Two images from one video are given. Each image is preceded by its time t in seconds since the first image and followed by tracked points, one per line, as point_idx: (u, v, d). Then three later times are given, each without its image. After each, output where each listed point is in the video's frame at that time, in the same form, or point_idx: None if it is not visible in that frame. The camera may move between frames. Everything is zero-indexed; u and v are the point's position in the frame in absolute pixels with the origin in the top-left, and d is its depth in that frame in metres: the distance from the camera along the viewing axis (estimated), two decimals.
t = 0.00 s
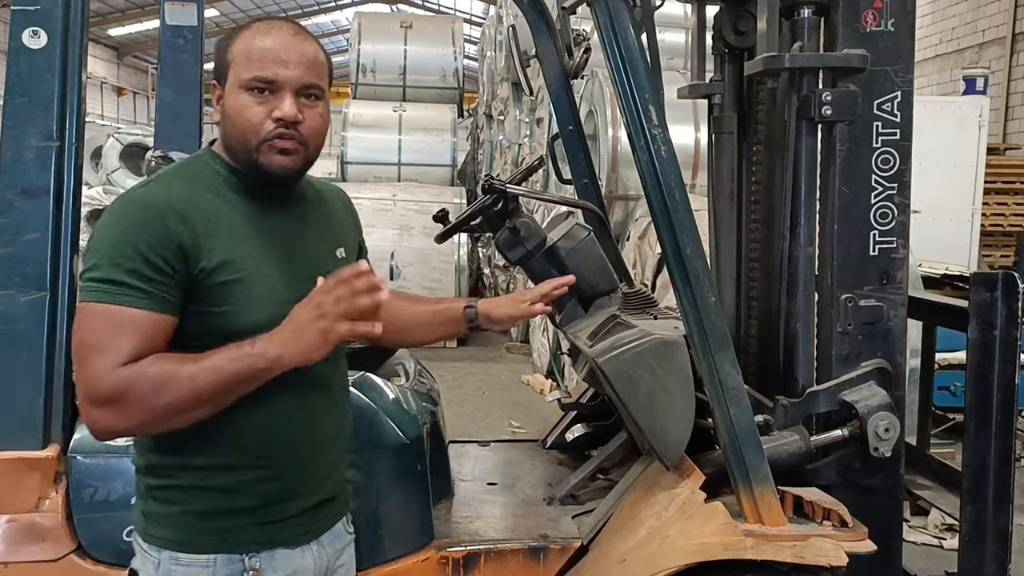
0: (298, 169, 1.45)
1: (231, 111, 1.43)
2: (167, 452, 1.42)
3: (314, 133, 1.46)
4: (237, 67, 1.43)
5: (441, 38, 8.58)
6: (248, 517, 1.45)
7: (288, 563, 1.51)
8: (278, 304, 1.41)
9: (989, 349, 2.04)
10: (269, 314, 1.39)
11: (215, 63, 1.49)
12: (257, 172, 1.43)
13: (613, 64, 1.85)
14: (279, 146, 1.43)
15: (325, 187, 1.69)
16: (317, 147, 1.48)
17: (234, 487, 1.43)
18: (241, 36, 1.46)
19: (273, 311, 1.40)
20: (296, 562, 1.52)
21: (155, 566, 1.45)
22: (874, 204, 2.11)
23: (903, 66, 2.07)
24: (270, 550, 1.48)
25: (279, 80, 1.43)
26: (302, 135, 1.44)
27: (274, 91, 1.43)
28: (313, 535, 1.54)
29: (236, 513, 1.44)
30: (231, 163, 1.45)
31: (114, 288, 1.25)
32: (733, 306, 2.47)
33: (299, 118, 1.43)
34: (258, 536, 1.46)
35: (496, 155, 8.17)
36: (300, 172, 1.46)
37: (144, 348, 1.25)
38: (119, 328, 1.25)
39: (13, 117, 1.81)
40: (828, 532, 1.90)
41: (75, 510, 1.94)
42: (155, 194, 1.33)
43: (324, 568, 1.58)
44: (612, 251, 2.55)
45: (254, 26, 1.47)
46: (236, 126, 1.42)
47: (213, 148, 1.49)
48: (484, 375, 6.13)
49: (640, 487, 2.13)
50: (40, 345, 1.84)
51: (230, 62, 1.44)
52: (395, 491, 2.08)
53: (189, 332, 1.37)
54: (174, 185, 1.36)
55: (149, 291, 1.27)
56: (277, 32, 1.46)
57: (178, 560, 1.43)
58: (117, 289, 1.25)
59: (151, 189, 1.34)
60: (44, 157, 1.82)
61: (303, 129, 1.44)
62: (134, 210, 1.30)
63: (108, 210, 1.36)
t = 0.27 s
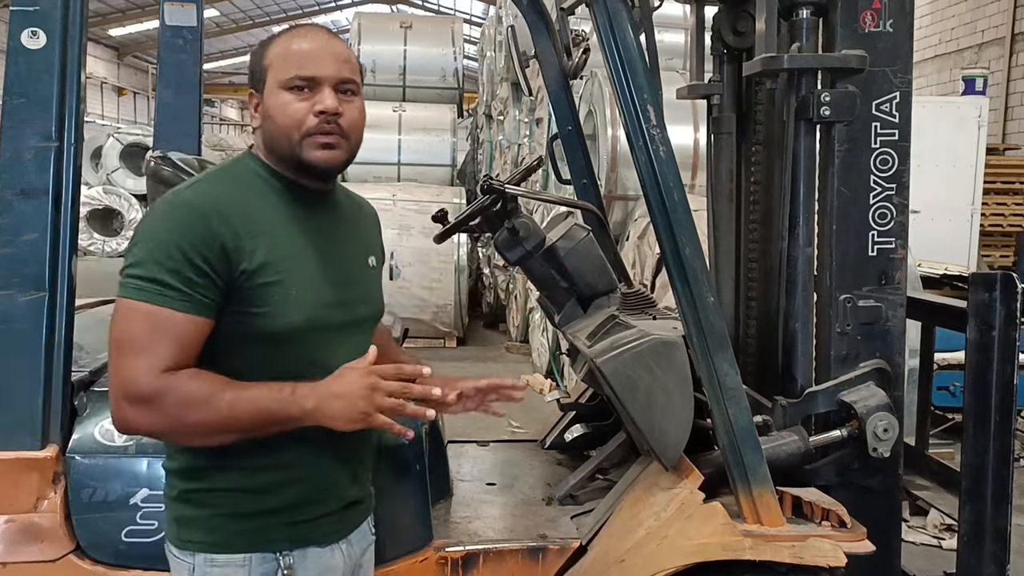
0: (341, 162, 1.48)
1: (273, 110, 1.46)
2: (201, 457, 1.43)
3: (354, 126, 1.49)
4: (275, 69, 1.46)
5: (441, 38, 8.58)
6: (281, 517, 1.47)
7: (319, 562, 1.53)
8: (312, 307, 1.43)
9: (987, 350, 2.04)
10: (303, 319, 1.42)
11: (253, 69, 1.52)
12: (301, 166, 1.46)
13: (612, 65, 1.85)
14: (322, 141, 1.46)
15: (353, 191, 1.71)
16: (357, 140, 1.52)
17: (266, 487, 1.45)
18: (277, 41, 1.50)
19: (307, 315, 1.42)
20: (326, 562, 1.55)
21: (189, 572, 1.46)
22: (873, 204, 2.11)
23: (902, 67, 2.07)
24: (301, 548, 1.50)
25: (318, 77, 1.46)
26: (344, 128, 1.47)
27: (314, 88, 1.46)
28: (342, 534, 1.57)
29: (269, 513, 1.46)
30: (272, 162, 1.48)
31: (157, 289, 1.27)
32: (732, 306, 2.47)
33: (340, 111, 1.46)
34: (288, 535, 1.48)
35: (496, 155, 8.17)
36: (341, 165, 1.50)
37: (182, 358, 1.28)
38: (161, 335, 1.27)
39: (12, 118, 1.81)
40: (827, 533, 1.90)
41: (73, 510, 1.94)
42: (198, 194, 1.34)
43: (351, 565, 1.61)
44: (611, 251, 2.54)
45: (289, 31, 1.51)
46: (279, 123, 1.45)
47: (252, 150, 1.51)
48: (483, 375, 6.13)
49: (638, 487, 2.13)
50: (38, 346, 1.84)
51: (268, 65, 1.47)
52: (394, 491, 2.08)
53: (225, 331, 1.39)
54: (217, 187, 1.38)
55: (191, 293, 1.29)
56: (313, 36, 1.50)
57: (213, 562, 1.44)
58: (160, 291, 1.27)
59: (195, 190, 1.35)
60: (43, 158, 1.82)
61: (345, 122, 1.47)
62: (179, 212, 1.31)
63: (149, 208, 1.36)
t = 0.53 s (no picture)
0: (358, 157, 1.52)
1: (290, 109, 1.49)
2: (220, 454, 1.47)
3: (369, 120, 1.53)
4: (291, 69, 1.49)
5: (440, 38, 8.58)
6: (297, 511, 1.50)
7: (336, 555, 1.57)
8: (330, 305, 1.45)
9: (986, 349, 2.04)
10: (320, 316, 1.44)
11: (267, 71, 1.55)
12: (320, 162, 1.49)
13: (610, 64, 1.85)
14: (339, 136, 1.50)
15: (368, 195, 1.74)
16: (372, 136, 1.55)
17: (285, 482, 1.48)
18: (290, 43, 1.53)
19: (325, 311, 1.45)
20: (342, 555, 1.58)
21: (210, 568, 1.48)
22: (872, 204, 2.11)
23: (901, 66, 2.07)
24: (318, 542, 1.54)
25: (333, 74, 1.49)
26: (360, 123, 1.51)
27: (330, 84, 1.49)
28: (356, 530, 1.60)
29: (287, 508, 1.49)
30: (290, 161, 1.51)
31: (178, 283, 1.28)
32: (731, 306, 2.47)
33: (356, 105, 1.50)
34: (306, 530, 1.51)
35: (495, 155, 8.16)
36: (359, 160, 1.53)
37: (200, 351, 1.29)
38: (181, 327, 1.28)
39: (9, 117, 1.81)
40: (824, 532, 1.90)
41: (71, 510, 1.94)
42: (219, 192, 1.37)
43: (364, 559, 1.65)
44: (609, 251, 2.54)
45: (302, 33, 1.54)
46: (297, 122, 1.48)
47: (268, 153, 1.54)
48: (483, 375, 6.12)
49: (637, 487, 2.13)
50: (36, 346, 1.83)
51: (283, 65, 1.50)
52: (393, 491, 2.08)
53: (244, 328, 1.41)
54: (237, 186, 1.41)
55: (210, 288, 1.30)
56: (326, 35, 1.53)
57: (236, 554, 1.47)
58: (182, 285, 1.28)
59: (214, 189, 1.38)
60: (40, 157, 1.81)
61: (360, 118, 1.51)
62: (197, 210, 1.33)
63: (167, 209, 1.39)
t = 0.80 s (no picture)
0: (351, 158, 1.52)
1: (281, 111, 1.49)
2: (228, 454, 1.47)
3: (361, 120, 1.53)
4: (282, 70, 1.49)
5: (440, 38, 8.57)
6: (303, 511, 1.51)
7: (336, 556, 1.57)
8: (337, 301, 1.47)
9: (985, 349, 2.04)
10: (329, 311, 1.46)
11: (259, 72, 1.55)
12: (313, 164, 1.50)
13: (610, 64, 1.85)
14: (331, 138, 1.50)
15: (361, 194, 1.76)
16: (365, 135, 1.56)
17: (289, 482, 1.48)
18: (281, 44, 1.53)
19: (333, 307, 1.47)
20: (343, 557, 1.58)
21: (210, 565, 1.49)
22: (871, 204, 2.11)
23: (900, 66, 2.07)
24: (319, 542, 1.54)
25: (323, 76, 1.49)
26: (352, 124, 1.51)
27: (320, 86, 1.49)
28: (359, 530, 1.60)
29: (290, 508, 1.49)
30: (284, 162, 1.52)
31: (208, 283, 1.29)
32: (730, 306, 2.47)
33: (347, 107, 1.49)
34: (309, 530, 1.52)
35: (495, 155, 8.16)
36: (352, 160, 1.54)
37: (251, 344, 1.31)
38: (232, 325, 1.29)
39: (8, 117, 1.81)
40: (824, 532, 1.90)
41: (70, 510, 1.94)
42: (228, 192, 1.39)
43: (363, 560, 1.65)
44: (609, 251, 2.54)
45: (292, 33, 1.54)
46: (289, 124, 1.49)
47: (262, 153, 1.55)
48: (483, 374, 6.13)
49: (636, 487, 2.13)
50: (35, 346, 1.83)
51: (274, 67, 1.50)
52: (392, 490, 2.08)
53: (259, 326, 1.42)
54: (243, 186, 1.42)
55: (238, 284, 1.32)
56: (316, 35, 1.53)
57: (236, 554, 1.47)
58: (210, 283, 1.30)
59: (222, 189, 1.39)
60: (40, 157, 1.81)
61: (352, 119, 1.51)
62: (212, 209, 1.35)
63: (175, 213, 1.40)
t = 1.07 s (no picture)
0: (354, 162, 1.53)
1: (285, 115, 1.50)
2: (232, 452, 1.47)
3: (364, 125, 1.54)
4: (286, 74, 1.49)
5: (440, 38, 8.58)
6: (307, 509, 1.51)
7: (340, 555, 1.57)
8: (340, 300, 1.47)
9: (985, 348, 2.04)
10: (331, 310, 1.45)
11: (264, 75, 1.55)
12: (316, 168, 1.50)
13: (609, 64, 1.85)
14: (334, 142, 1.50)
15: (366, 194, 1.76)
16: (368, 139, 1.56)
17: (293, 480, 1.49)
18: (285, 46, 1.53)
19: (335, 306, 1.46)
20: (346, 555, 1.58)
21: (214, 563, 1.49)
22: (871, 204, 2.11)
23: (900, 66, 2.07)
24: (324, 541, 1.54)
25: (327, 80, 1.49)
26: (355, 128, 1.51)
27: (324, 91, 1.49)
28: (362, 528, 1.60)
29: (294, 506, 1.49)
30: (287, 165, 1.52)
31: (208, 281, 1.30)
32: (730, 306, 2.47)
33: (351, 111, 1.50)
34: (313, 529, 1.52)
35: (495, 155, 8.16)
36: (356, 164, 1.54)
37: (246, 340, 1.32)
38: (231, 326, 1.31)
39: (8, 117, 1.81)
40: (823, 532, 1.90)
41: (71, 510, 1.95)
42: (229, 192, 1.39)
43: (366, 559, 1.65)
44: (608, 251, 2.54)
45: (297, 36, 1.54)
46: (293, 128, 1.49)
47: (265, 154, 1.55)
48: (483, 374, 6.13)
49: (636, 486, 2.14)
50: (35, 346, 1.84)
51: (278, 70, 1.51)
52: (393, 490, 2.08)
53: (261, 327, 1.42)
54: (244, 185, 1.43)
55: (238, 282, 1.32)
56: (320, 39, 1.53)
57: (241, 552, 1.47)
58: (210, 283, 1.30)
59: (222, 188, 1.39)
60: (40, 157, 1.81)
61: (356, 123, 1.51)
62: (212, 208, 1.35)
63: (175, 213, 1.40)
